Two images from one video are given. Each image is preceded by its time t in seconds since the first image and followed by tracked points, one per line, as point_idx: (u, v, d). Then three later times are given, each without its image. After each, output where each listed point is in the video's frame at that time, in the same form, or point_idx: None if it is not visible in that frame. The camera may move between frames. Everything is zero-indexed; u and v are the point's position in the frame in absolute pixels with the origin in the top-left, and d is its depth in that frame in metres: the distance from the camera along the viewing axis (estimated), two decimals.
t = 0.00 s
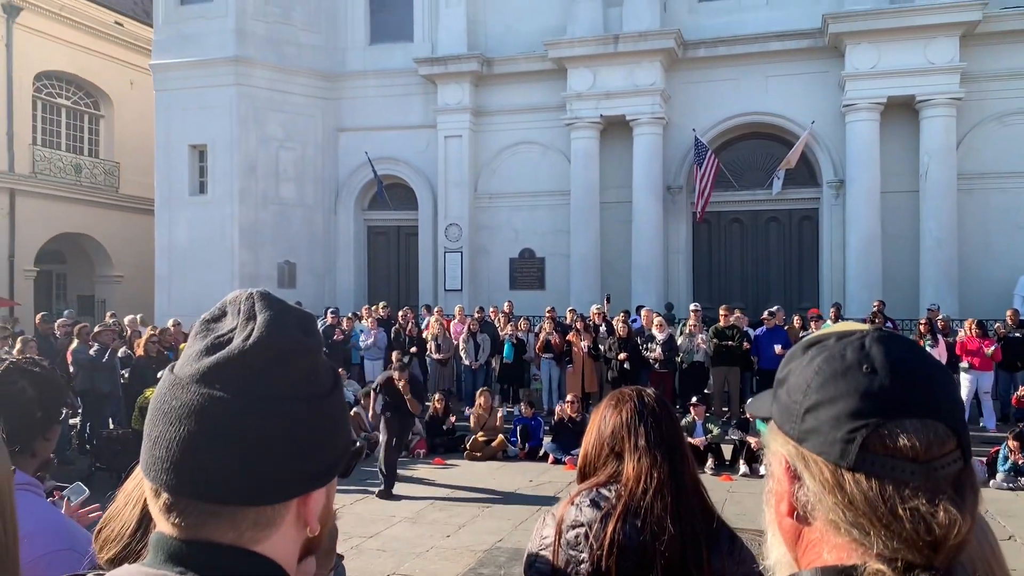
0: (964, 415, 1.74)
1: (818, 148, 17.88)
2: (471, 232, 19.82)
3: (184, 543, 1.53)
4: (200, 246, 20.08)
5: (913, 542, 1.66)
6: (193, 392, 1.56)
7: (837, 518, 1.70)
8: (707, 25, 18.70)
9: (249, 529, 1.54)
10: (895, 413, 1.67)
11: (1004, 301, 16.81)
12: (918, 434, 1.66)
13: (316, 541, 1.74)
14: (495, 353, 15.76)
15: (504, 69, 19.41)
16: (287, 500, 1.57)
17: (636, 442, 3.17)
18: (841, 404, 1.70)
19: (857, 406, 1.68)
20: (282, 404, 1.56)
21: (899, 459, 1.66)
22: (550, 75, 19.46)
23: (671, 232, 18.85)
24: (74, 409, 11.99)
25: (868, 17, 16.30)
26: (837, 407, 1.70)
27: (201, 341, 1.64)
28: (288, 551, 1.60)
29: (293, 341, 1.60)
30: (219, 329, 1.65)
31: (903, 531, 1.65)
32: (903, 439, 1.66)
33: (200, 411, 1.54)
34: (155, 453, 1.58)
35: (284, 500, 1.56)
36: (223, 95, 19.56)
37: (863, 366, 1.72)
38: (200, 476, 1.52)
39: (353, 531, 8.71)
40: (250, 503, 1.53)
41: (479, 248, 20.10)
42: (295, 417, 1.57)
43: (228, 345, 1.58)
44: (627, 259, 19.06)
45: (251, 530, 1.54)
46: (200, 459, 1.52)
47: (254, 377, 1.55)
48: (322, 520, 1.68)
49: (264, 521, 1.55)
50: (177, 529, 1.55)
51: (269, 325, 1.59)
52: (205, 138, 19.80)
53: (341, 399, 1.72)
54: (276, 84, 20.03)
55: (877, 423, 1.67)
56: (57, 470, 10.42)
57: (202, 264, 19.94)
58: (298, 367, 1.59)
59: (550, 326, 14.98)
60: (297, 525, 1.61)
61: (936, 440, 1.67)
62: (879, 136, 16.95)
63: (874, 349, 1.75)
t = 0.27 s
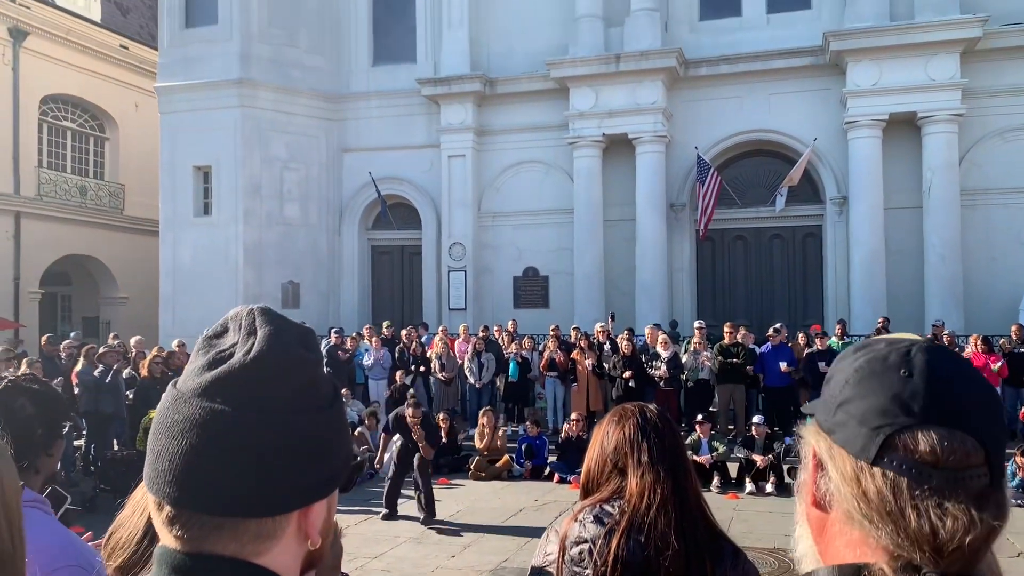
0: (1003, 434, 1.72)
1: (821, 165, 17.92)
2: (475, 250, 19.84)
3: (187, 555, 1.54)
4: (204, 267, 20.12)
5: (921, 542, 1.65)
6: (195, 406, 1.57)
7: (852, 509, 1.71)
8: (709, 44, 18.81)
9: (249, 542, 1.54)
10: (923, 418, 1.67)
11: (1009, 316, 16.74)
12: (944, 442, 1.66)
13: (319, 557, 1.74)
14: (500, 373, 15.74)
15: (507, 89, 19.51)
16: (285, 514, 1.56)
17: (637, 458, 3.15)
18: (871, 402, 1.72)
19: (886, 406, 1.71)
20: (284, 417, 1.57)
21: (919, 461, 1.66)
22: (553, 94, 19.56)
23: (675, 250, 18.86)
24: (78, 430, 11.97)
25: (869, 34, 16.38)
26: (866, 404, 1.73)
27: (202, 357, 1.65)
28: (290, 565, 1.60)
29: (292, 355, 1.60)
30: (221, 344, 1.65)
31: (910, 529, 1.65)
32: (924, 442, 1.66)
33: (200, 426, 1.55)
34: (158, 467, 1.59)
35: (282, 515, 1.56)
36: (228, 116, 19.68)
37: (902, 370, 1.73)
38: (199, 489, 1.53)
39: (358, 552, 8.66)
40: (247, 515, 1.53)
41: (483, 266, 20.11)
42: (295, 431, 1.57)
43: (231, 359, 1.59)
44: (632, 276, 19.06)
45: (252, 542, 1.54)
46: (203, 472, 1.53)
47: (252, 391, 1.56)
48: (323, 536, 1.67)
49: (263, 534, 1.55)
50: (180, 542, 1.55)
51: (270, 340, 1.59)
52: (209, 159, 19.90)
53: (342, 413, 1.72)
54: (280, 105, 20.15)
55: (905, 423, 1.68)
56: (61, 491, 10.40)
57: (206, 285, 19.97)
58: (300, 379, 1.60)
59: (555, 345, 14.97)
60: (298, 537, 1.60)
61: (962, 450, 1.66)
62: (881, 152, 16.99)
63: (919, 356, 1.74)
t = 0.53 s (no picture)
0: None
1: (819, 173, 17.97)
2: (475, 262, 19.87)
3: (196, 554, 1.55)
4: (206, 282, 20.15)
5: (966, 517, 1.64)
6: (203, 403, 1.58)
7: (905, 482, 1.71)
8: (705, 54, 18.90)
9: (255, 540, 1.55)
10: (989, 402, 1.66)
11: (1010, 321, 16.75)
12: (1007, 426, 1.64)
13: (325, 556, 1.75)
14: (501, 384, 15.74)
15: (505, 101, 19.59)
16: (295, 509, 1.57)
17: (642, 460, 3.16)
18: (938, 381, 1.71)
19: (952, 387, 1.69)
20: (294, 412, 1.58)
21: (977, 442, 1.64)
22: (551, 105, 19.64)
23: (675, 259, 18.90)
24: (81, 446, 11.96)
25: (865, 42, 16.47)
26: (933, 383, 1.72)
27: (209, 356, 1.66)
28: (298, 562, 1.61)
29: (299, 352, 1.62)
30: (227, 344, 1.67)
31: (958, 503, 1.64)
32: (983, 424, 1.65)
33: (208, 422, 1.56)
34: (167, 465, 1.60)
35: (292, 510, 1.57)
36: (228, 132, 19.76)
37: (973, 357, 1.72)
38: (209, 484, 1.54)
39: (362, 564, 8.66)
40: (258, 511, 1.54)
41: (484, 278, 20.13)
42: (301, 426, 1.59)
43: (239, 356, 1.61)
44: (632, 286, 19.07)
45: (260, 539, 1.55)
46: (212, 468, 1.54)
47: (262, 386, 1.57)
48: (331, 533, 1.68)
49: (272, 531, 1.56)
50: (190, 540, 1.57)
51: (278, 337, 1.62)
52: (210, 175, 19.97)
53: (348, 412, 1.73)
54: (280, 120, 20.23)
55: (971, 405, 1.66)
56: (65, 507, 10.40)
57: (208, 301, 20.01)
58: (307, 375, 1.62)
59: (557, 355, 14.99)
60: (305, 535, 1.61)
61: None
62: (880, 159, 17.04)
63: (995, 347, 1.73)
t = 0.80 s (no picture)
0: None
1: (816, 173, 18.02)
2: (474, 265, 19.91)
3: (200, 550, 1.58)
4: (205, 289, 20.18)
5: (996, 494, 1.57)
6: (200, 397, 1.61)
7: (936, 461, 1.64)
8: (701, 55, 18.96)
9: (257, 535, 1.59)
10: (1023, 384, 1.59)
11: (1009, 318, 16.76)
12: None
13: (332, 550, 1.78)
14: (502, 387, 15.79)
15: (502, 104, 19.65)
16: (294, 503, 1.60)
17: (644, 456, 3.18)
18: (972, 362, 1.64)
19: (986, 369, 1.62)
20: (289, 403, 1.60)
21: (1010, 422, 1.57)
22: (548, 108, 19.69)
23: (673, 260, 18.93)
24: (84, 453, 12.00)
25: (859, 42, 16.53)
26: (967, 364, 1.65)
27: (209, 351, 1.69)
28: (303, 556, 1.65)
29: (294, 347, 1.63)
30: (226, 339, 1.69)
31: (990, 482, 1.57)
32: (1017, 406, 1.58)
33: (205, 416, 1.59)
34: (167, 459, 1.63)
35: (291, 503, 1.59)
36: (226, 138, 19.81)
37: (1010, 342, 1.65)
38: (207, 478, 1.57)
39: (365, 568, 8.69)
40: (256, 505, 1.56)
41: (483, 281, 20.16)
42: (297, 417, 1.60)
43: (235, 349, 1.64)
44: (632, 287, 19.10)
45: (260, 534, 1.58)
46: (209, 460, 1.56)
47: (257, 381, 1.59)
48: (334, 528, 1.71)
49: (272, 525, 1.59)
50: (192, 536, 1.60)
51: (273, 330, 1.64)
52: (208, 181, 20.01)
53: (348, 405, 1.75)
54: (278, 126, 20.28)
55: (1006, 386, 1.59)
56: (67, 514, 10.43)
57: (207, 307, 20.04)
58: (303, 368, 1.63)
59: (557, 357, 15.04)
60: (308, 529, 1.64)
61: None
62: (876, 158, 17.09)
63: None
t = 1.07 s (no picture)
0: None
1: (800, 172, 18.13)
2: (461, 265, 19.89)
3: (177, 530, 1.57)
4: (190, 289, 20.08)
5: (965, 468, 1.59)
6: (174, 376, 1.60)
7: (907, 439, 1.66)
8: (686, 56, 19.04)
9: (236, 513, 1.58)
10: (988, 360, 1.62)
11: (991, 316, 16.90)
12: (1006, 383, 1.60)
13: (312, 528, 1.78)
14: (488, 386, 15.79)
15: (487, 104, 19.66)
16: (271, 481, 1.60)
17: (624, 445, 3.20)
18: (938, 342, 1.68)
19: (952, 348, 1.66)
20: (263, 380, 1.60)
21: (976, 398, 1.60)
22: (534, 108, 19.71)
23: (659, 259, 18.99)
24: (67, 454, 11.93)
25: (842, 42, 16.65)
26: (934, 344, 1.68)
27: (182, 331, 1.68)
28: (281, 534, 1.64)
29: (267, 324, 1.63)
30: (200, 318, 1.69)
31: (957, 456, 1.59)
32: (982, 382, 1.61)
33: (179, 394, 1.58)
34: (141, 439, 1.63)
35: (268, 481, 1.59)
36: (210, 138, 19.73)
37: (975, 320, 1.68)
38: (180, 457, 1.56)
39: (351, 567, 8.68)
40: (233, 482, 1.56)
41: (470, 281, 20.14)
42: (271, 394, 1.60)
43: (208, 327, 1.63)
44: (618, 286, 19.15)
45: (238, 513, 1.58)
46: (183, 438, 1.56)
47: (230, 358, 1.59)
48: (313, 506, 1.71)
49: (250, 504, 1.58)
50: (169, 516, 1.59)
51: (245, 308, 1.63)
52: (192, 181, 19.92)
53: (324, 383, 1.74)
54: (263, 126, 20.21)
55: (972, 362, 1.63)
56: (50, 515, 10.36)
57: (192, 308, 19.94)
58: (277, 345, 1.63)
59: (543, 356, 15.07)
60: (286, 509, 1.64)
61: None
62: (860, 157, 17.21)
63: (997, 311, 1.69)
